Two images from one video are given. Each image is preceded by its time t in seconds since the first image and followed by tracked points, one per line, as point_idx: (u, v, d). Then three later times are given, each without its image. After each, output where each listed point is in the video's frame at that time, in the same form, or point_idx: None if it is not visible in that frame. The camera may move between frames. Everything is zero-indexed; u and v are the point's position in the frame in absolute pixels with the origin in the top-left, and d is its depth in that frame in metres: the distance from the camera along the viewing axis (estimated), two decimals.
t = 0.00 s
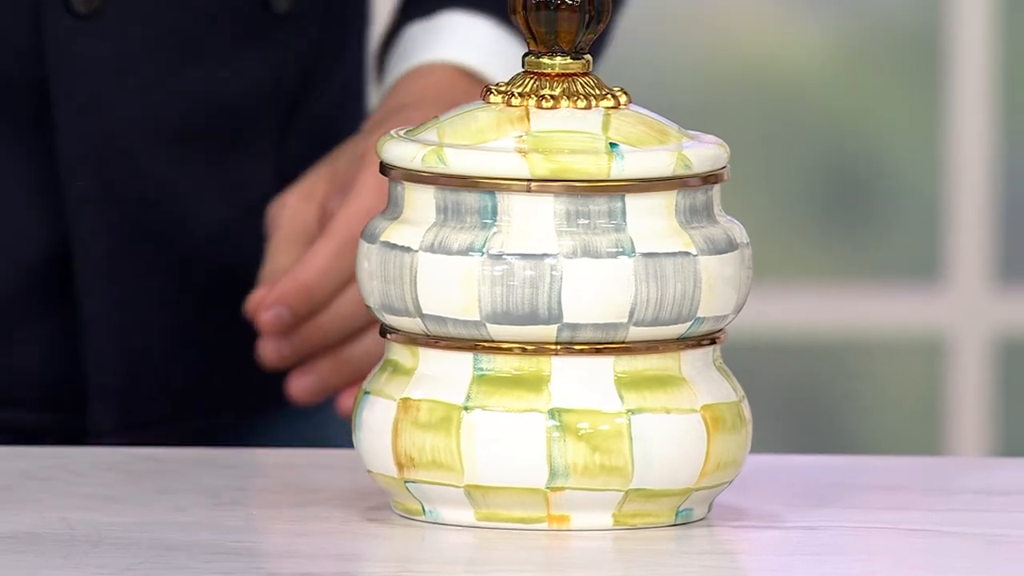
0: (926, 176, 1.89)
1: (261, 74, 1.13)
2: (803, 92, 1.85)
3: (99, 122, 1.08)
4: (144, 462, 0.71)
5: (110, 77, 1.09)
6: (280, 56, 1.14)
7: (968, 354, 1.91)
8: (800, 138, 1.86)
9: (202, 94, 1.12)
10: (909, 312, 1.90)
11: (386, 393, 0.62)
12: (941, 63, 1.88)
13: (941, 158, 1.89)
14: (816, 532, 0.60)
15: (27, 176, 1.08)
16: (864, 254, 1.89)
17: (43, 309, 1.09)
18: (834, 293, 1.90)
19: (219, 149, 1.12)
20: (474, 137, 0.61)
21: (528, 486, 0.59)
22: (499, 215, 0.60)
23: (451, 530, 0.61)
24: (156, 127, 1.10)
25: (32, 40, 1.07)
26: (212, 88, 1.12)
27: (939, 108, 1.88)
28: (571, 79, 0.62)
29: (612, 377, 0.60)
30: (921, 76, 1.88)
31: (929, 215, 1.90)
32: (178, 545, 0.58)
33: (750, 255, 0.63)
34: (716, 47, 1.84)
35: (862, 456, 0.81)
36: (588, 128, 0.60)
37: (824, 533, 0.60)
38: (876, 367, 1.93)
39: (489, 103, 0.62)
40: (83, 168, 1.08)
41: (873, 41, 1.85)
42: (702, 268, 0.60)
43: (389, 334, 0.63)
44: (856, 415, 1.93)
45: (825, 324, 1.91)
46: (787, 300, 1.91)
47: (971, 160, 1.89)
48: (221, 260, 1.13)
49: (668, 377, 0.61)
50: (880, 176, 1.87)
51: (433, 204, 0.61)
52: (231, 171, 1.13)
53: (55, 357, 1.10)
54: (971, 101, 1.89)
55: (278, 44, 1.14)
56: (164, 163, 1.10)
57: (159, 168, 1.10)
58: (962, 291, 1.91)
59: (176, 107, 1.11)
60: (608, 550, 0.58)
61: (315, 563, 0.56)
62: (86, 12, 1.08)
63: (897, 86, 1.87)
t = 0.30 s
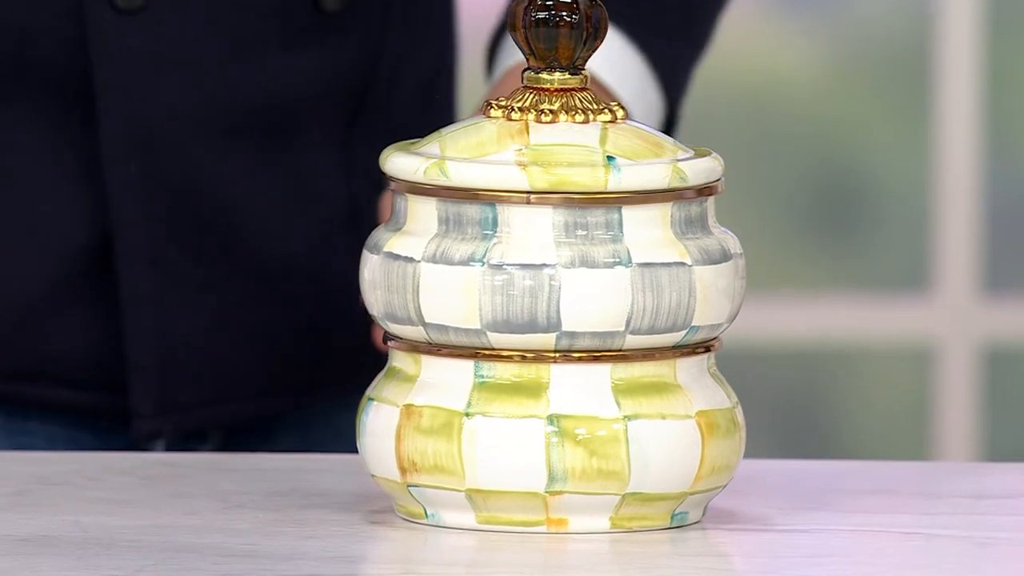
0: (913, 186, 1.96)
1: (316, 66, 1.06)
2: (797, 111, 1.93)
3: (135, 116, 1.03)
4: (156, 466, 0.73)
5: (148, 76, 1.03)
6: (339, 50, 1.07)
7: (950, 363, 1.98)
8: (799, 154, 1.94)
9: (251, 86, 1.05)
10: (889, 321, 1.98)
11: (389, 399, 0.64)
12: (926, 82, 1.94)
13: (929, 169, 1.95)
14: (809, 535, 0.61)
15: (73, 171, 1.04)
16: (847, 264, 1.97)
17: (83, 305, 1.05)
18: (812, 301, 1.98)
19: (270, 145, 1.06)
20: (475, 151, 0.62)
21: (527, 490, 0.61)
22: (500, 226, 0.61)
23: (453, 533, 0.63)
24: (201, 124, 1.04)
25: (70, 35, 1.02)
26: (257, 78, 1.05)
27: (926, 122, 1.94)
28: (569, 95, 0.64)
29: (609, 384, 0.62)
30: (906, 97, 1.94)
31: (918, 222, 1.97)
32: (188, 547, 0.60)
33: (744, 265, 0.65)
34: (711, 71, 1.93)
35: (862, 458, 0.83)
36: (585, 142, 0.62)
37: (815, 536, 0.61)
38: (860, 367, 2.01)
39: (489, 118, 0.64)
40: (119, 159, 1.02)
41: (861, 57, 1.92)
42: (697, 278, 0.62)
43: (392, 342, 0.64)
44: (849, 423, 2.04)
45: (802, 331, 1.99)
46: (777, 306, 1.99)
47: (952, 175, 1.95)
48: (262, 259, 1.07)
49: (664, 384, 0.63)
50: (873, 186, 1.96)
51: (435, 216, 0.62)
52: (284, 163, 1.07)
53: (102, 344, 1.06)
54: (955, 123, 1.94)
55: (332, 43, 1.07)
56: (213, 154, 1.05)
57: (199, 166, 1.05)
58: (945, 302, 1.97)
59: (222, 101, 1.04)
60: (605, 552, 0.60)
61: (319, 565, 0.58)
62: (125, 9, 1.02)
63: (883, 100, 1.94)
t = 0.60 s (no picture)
0: (902, 203, 1.96)
1: (318, 66, 1.07)
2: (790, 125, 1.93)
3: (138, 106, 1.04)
4: (164, 471, 0.74)
5: (153, 73, 1.04)
6: (341, 52, 1.08)
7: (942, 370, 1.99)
8: (791, 166, 1.95)
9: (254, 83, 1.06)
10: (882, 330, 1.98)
11: (392, 404, 0.66)
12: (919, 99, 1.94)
13: (918, 185, 1.96)
14: (802, 535, 0.63)
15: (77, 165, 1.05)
16: (839, 278, 1.97)
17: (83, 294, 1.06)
18: (808, 310, 1.98)
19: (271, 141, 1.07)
20: (476, 162, 0.64)
21: (527, 492, 0.63)
22: (500, 235, 0.63)
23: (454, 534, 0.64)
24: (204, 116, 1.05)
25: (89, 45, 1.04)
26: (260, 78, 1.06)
27: (916, 139, 1.95)
28: (568, 108, 0.66)
29: (608, 389, 0.63)
30: (897, 114, 1.94)
31: (907, 239, 1.98)
32: (196, 548, 0.62)
33: (738, 273, 0.66)
34: (711, 86, 1.92)
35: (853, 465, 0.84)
36: (582, 154, 0.64)
37: (808, 537, 0.63)
38: (853, 375, 2.01)
39: (490, 131, 0.65)
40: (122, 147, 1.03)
41: (853, 74, 1.93)
42: (692, 286, 0.63)
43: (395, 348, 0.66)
44: (842, 427, 2.04)
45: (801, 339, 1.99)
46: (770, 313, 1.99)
47: (942, 185, 1.96)
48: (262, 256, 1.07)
49: (660, 389, 0.64)
50: (863, 201, 1.96)
51: (438, 226, 0.64)
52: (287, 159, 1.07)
53: (103, 334, 1.06)
54: (947, 137, 1.95)
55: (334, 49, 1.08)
56: (213, 149, 1.05)
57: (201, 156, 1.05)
58: (937, 309, 1.98)
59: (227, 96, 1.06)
60: (602, 553, 0.61)
61: (324, 565, 0.59)
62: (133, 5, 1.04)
63: (874, 116, 1.95)
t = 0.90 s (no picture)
0: (893, 207, 1.93)
1: (308, 107, 1.09)
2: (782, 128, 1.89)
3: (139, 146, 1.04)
4: (170, 472, 0.76)
5: (152, 113, 1.05)
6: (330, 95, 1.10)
7: (932, 374, 1.95)
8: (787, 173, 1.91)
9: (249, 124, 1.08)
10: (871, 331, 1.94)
11: (395, 406, 0.67)
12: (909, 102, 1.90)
13: (909, 189, 1.92)
14: (793, 534, 0.65)
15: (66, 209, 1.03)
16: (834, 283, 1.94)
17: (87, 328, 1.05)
18: (804, 317, 1.94)
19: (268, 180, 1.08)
20: (477, 170, 0.66)
21: (526, 492, 0.64)
22: (501, 241, 0.65)
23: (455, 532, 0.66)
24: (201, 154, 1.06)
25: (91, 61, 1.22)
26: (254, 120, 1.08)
27: (908, 145, 1.91)
28: (567, 116, 0.67)
29: (606, 391, 0.65)
30: (889, 117, 1.90)
31: (897, 243, 1.94)
32: (204, 547, 0.63)
33: (732, 278, 0.68)
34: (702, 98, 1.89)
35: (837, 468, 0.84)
36: (581, 162, 0.66)
37: (801, 536, 0.65)
38: (843, 376, 1.97)
39: (491, 139, 0.67)
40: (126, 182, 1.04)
41: (844, 76, 1.87)
42: (688, 290, 0.65)
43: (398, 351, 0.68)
44: (832, 429, 2.00)
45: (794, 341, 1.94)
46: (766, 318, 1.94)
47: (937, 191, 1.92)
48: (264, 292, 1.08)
49: (657, 391, 0.66)
50: (858, 209, 1.93)
51: (440, 232, 0.66)
52: (282, 198, 1.09)
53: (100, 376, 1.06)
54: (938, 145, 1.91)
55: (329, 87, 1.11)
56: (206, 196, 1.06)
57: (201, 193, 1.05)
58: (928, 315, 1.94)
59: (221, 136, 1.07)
60: (600, 551, 0.63)
61: (329, 563, 0.61)
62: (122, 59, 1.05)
63: (867, 119, 1.90)
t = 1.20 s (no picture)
0: (889, 208, 1.93)
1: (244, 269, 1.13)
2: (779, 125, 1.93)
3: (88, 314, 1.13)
4: (172, 472, 0.76)
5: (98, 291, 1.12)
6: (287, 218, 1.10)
7: (931, 372, 1.93)
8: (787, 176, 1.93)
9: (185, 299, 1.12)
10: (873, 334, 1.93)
11: (395, 406, 0.67)
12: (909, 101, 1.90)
13: (907, 189, 1.92)
14: (792, 534, 0.65)
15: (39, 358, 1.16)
16: (833, 283, 1.94)
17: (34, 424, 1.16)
18: (799, 313, 1.94)
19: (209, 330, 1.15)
20: (478, 171, 0.66)
21: (526, 492, 0.64)
22: (500, 243, 0.65)
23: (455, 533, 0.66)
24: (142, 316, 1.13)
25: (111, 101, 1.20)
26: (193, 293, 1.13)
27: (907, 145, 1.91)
28: (566, 117, 0.68)
29: (606, 391, 0.65)
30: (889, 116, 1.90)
31: (895, 243, 1.94)
32: (206, 547, 0.63)
33: (732, 279, 0.68)
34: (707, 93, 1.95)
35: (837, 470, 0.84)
36: (581, 163, 0.66)
37: (801, 536, 0.65)
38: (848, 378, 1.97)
39: (490, 140, 0.67)
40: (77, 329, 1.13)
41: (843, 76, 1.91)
42: (687, 291, 0.65)
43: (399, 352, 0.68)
44: (832, 429, 2.00)
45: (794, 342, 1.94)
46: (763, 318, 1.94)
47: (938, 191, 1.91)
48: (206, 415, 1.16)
49: (656, 392, 0.66)
50: (857, 212, 1.94)
51: (440, 233, 0.66)
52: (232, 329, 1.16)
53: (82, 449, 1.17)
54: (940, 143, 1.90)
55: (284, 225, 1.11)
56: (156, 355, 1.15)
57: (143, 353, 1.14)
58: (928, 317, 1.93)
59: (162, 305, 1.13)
60: (599, 551, 0.63)
61: (330, 563, 0.61)
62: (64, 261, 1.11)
63: (867, 119, 1.91)
